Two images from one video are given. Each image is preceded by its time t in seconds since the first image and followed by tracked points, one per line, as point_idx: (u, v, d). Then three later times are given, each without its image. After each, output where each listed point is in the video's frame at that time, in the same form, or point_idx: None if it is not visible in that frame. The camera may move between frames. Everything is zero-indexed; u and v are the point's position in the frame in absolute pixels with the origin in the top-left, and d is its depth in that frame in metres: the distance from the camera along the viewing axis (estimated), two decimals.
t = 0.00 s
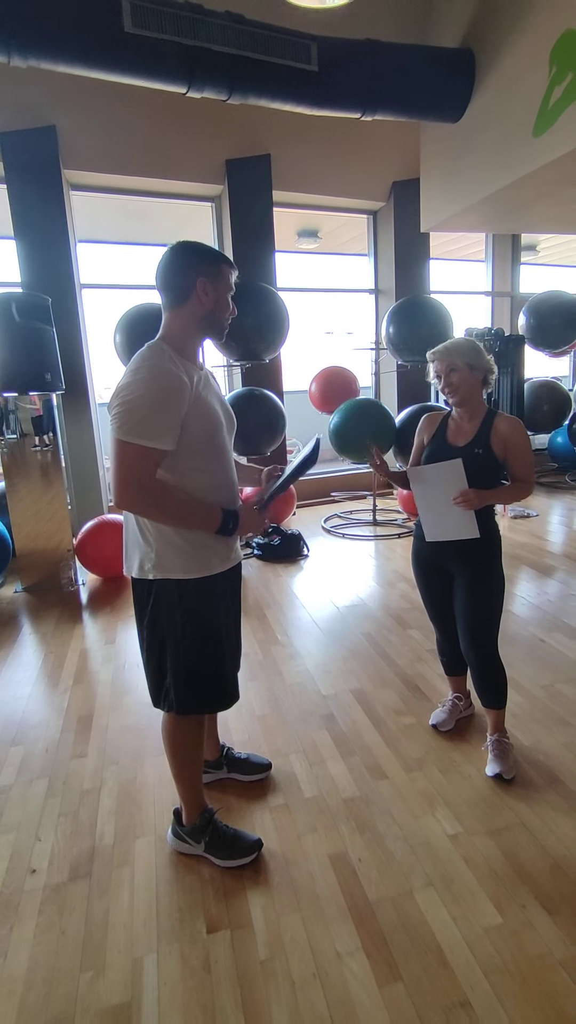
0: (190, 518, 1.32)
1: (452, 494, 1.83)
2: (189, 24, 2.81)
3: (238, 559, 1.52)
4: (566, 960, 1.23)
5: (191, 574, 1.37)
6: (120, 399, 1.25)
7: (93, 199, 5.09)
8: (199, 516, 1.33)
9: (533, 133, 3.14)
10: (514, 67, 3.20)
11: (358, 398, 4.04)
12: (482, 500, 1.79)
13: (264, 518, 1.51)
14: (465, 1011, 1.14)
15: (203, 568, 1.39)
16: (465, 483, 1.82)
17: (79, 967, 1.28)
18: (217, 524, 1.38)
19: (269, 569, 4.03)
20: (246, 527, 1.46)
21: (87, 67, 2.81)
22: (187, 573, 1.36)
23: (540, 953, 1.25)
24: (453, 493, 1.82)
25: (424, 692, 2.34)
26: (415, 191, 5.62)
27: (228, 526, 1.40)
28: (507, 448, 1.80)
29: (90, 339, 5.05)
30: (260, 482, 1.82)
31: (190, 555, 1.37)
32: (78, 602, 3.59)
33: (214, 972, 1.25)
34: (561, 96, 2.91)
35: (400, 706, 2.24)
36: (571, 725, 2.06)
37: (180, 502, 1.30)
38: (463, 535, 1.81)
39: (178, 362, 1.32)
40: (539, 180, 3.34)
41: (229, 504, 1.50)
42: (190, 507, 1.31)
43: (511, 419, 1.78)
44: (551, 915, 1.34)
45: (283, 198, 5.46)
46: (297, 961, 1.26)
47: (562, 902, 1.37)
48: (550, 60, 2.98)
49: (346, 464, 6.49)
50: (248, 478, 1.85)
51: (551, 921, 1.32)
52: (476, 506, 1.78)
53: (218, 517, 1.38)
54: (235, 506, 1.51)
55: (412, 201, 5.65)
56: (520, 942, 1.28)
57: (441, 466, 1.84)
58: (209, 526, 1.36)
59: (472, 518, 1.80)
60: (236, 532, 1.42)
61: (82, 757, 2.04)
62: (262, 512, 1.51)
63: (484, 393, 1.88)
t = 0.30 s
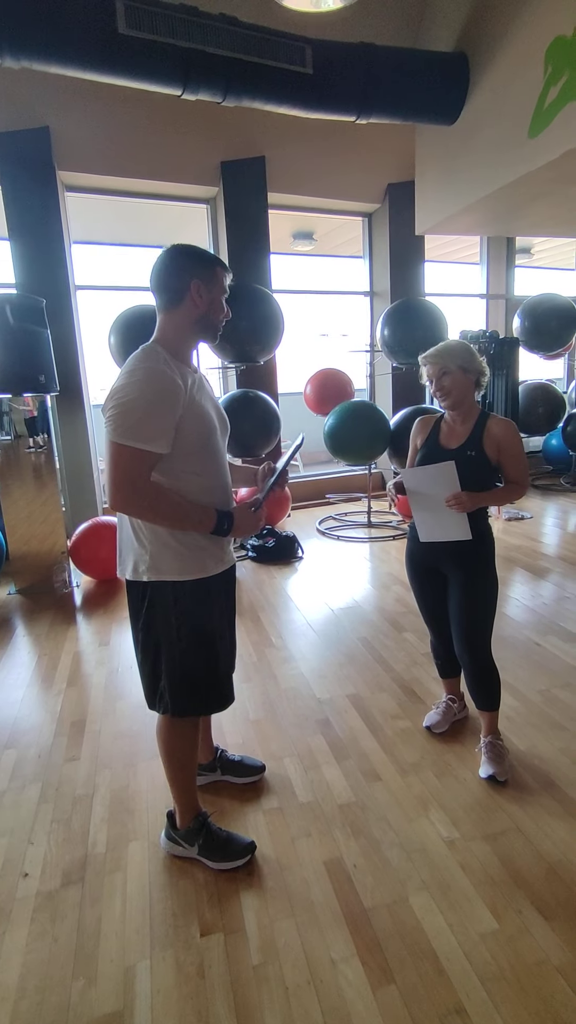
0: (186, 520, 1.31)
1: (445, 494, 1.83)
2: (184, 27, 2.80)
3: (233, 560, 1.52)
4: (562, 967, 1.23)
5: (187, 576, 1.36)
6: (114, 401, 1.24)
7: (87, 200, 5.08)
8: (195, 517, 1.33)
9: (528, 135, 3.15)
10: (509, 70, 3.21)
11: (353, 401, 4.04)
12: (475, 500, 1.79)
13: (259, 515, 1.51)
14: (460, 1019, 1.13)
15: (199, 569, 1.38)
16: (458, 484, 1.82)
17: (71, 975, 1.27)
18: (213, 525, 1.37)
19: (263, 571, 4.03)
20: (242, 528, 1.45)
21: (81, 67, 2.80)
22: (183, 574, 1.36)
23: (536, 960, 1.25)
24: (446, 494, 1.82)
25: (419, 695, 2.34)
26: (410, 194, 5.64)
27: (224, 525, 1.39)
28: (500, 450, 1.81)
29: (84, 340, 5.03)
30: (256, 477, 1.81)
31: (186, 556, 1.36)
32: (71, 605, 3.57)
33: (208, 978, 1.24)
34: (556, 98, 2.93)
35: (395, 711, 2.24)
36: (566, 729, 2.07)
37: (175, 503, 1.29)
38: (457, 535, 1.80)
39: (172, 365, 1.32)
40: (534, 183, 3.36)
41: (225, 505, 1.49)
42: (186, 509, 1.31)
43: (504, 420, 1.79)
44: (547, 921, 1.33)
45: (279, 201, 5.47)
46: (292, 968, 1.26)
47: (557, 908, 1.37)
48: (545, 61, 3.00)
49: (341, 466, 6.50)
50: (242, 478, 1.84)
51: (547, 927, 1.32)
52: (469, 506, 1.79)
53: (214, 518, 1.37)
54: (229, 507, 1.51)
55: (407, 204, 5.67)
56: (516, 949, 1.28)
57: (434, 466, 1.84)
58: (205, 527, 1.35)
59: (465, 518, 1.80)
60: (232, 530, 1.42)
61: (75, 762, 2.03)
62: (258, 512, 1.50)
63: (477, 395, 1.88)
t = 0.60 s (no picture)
0: (182, 520, 1.32)
1: (437, 495, 1.84)
2: (179, 30, 2.81)
3: (227, 561, 1.52)
4: (552, 964, 1.24)
5: (182, 576, 1.37)
6: (110, 402, 1.25)
7: (82, 202, 5.08)
8: (191, 517, 1.33)
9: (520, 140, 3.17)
10: (501, 76, 3.24)
11: (347, 403, 4.06)
12: (467, 501, 1.80)
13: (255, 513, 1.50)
14: (451, 1015, 1.14)
15: (195, 568, 1.39)
16: (450, 485, 1.83)
17: (64, 975, 1.27)
18: (210, 524, 1.38)
19: (258, 573, 4.03)
20: (237, 527, 1.44)
21: (77, 70, 2.81)
22: (179, 574, 1.36)
23: (526, 957, 1.26)
24: (438, 495, 1.84)
25: (412, 696, 2.35)
26: (404, 197, 5.67)
27: (221, 522, 1.40)
28: (491, 451, 1.82)
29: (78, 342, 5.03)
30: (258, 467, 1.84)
31: (182, 556, 1.37)
32: (65, 606, 3.57)
33: (201, 978, 1.24)
34: (548, 104, 2.95)
35: (388, 711, 2.24)
36: (558, 729, 2.08)
37: (171, 504, 1.30)
38: (449, 535, 1.82)
39: (166, 366, 1.33)
40: (527, 188, 3.39)
41: (220, 505, 1.50)
42: (182, 509, 1.31)
43: (495, 421, 1.80)
44: (538, 919, 1.34)
45: (273, 203, 5.49)
46: (284, 966, 1.26)
47: (548, 906, 1.38)
48: (537, 70, 3.02)
49: (336, 468, 6.51)
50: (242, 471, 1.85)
51: (538, 925, 1.33)
52: (460, 507, 1.80)
53: (210, 517, 1.38)
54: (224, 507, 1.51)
55: (401, 208, 5.69)
56: (507, 946, 1.28)
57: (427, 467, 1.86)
58: (202, 527, 1.36)
59: (457, 519, 1.81)
60: (229, 529, 1.42)
61: (68, 763, 2.03)
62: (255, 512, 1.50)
63: (470, 399, 1.90)
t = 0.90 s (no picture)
0: (173, 520, 1.32)
1: (426, 494, 1.85)
2: (173, 30, 2.81)
3: (218, 561, 1.52)
4: (545, 964, 1.24)
5: (173, 576, 1.37)
6: (101, 402, 1.25)
7: (77, 202, 5.07)
8: (182, 517, 1.33)
9: (514, 142, 3.19)
10: (496, 79, 3.25)
11: (341, 404, 4.06)
12: (456, 501, 1.81)
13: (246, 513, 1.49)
14: (444, 1016, 1.14)
15: (186, 568, 1.39)
16: (439, 484, 1.84)
17: (55, 979, 1.26)
18: (201, 524, 1.37)
19: (252, 574, 4.03)
20: (229, 527, 1.43)
21: (71, 71, 2.80)
22: (170, 573, 1.36)
23: (519, 957, 1.26)
24: (427, 494, 1.84)
25: (406, 697, 2.35)
26: (399, 199, 5.69)
27: (212, 521, 1.39)
28: (485, 452, 1.83)
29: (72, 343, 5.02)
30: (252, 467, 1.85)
31: (172, 556, 1.37)
32: (59, 608, 3.56)
33: (193, 980, 1.24)
34: (542, 107, 2.97)
35: (382, 712, 2.25)
36: (551, 729, 2.09)
37: (162, 504, 1.30)
38: (437, 535, 1.82)
39: (157, 366, 1.33)
40: (520, 190, 3.40)
41: (211, 505, 1.50)
42: (173, 509, 1.31)
43: (489, 423, 1.81)
44: (531, 919, 1.35)
45: (268, 205, 5.49)
46: (277, 968, 1.26)
47: (540, 906, 1.38)
48: (531, 74, 3.04)
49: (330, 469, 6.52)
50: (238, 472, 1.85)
51: (530, 925, 1.33)
52: (449, 506, 1.80)
53: (202, 517, 1.37)
54: (215, 505, 1.50)
55: (396, 209, 5.71)
56: (500, 947, 1.29)
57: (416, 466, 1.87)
58: (192, 526, 1.36)
59: (445, 518, 1.82)
60: (221, 528, 1.42)
61: (61, 765, 2.02)
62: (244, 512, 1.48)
63: (465, 402, 1.90)
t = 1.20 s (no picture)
0: (169, 520, 1.32)
1: (428, 495, 1.85)
2: (171, 29, 2.81)
3: (213, 560, 1.52)
4: (539, 959, 1.25)
5: (168, 575, 1.37)
6: (97, 402, 1.25)
7: (73, 201, 5.05)
8: (178, 516, 1.33)
9: (512, 143, 3.20)
10: (493, 79, 3.25)
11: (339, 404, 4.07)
12: (456, 501, 1.81)
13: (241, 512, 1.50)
14: (439, 1011, 1.15)
15: (181, 568, 1.39)
16: (441, 484, 1.85)
17: (52, 978, 1.26)
18: (197, 523, 1.37)
19: (249, 573, 4.03)
20: (225, 526, 1.44)
21: (68, 68, 2.80)
22: (165, 573, 1.37)
23: (513, 952, 1.27)
24: (430, 494, 1.85)
25: (403, 696, 2.36)
26: (396, 199, 5.69)
27: (208, 521, 1.39)
28: (483, 452, 1.83)
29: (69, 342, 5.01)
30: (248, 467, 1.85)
31: (167, 555, 1.37)
32: (56, 607, 3.55)
33: (190, 978, 1.24)
34: (539, 108, 2.97)
35: (378, 711, 2.26)
36: (547, 728, 2.10)
37: (158, 504, 1.30)
38: (440, 535, 1.83)
39: (153, 366, 1.33)
40: (518, 190, 3.41)
41: (207, 504, 1.50)
42: (169, 509, 1.31)
43: (487, 422, 1.82)
44: (525, 916, 1.36)
45: (266, 204, 5.49)
46: (273, 965, 1.27)
47: (535, 903, 1.39)
48: (528, 74, 3.05)
49: (328, 469, 6.52)
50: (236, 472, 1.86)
51: (525, 921, 1.34)
52: (449, 506, 1.81)
53: (198, 516, 1.37)
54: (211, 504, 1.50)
55: (394, 209, 5.71)
56: (494, 942, 1.30)
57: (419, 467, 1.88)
58: (188, 526, 1.36)
59: (448, 519, 1.83)
60: (215, 527, 1.42)
61: (58, 765, 2.02)
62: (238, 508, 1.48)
63: (464, 402, 1.91)
